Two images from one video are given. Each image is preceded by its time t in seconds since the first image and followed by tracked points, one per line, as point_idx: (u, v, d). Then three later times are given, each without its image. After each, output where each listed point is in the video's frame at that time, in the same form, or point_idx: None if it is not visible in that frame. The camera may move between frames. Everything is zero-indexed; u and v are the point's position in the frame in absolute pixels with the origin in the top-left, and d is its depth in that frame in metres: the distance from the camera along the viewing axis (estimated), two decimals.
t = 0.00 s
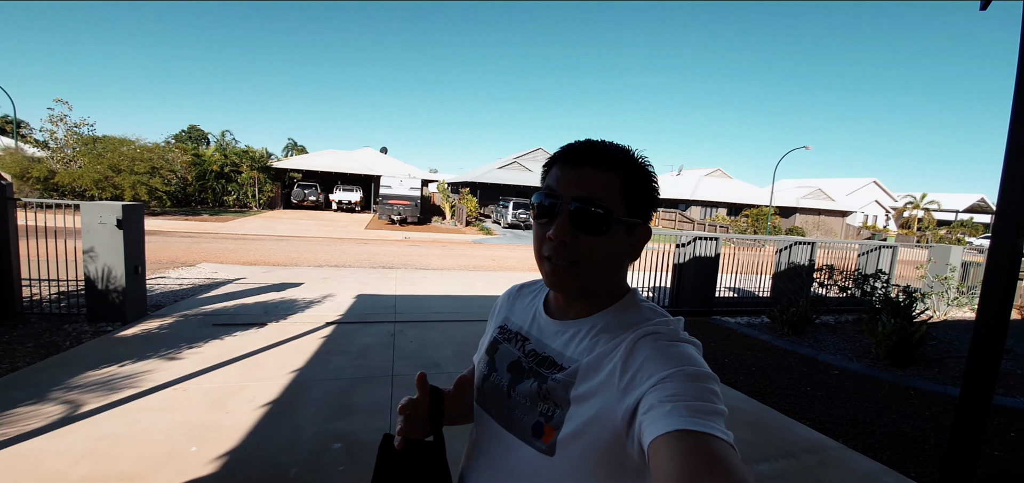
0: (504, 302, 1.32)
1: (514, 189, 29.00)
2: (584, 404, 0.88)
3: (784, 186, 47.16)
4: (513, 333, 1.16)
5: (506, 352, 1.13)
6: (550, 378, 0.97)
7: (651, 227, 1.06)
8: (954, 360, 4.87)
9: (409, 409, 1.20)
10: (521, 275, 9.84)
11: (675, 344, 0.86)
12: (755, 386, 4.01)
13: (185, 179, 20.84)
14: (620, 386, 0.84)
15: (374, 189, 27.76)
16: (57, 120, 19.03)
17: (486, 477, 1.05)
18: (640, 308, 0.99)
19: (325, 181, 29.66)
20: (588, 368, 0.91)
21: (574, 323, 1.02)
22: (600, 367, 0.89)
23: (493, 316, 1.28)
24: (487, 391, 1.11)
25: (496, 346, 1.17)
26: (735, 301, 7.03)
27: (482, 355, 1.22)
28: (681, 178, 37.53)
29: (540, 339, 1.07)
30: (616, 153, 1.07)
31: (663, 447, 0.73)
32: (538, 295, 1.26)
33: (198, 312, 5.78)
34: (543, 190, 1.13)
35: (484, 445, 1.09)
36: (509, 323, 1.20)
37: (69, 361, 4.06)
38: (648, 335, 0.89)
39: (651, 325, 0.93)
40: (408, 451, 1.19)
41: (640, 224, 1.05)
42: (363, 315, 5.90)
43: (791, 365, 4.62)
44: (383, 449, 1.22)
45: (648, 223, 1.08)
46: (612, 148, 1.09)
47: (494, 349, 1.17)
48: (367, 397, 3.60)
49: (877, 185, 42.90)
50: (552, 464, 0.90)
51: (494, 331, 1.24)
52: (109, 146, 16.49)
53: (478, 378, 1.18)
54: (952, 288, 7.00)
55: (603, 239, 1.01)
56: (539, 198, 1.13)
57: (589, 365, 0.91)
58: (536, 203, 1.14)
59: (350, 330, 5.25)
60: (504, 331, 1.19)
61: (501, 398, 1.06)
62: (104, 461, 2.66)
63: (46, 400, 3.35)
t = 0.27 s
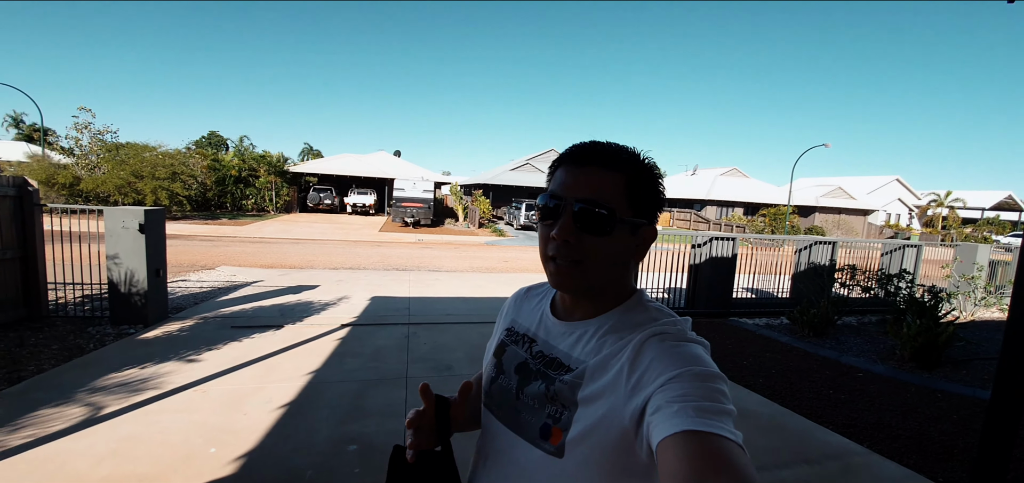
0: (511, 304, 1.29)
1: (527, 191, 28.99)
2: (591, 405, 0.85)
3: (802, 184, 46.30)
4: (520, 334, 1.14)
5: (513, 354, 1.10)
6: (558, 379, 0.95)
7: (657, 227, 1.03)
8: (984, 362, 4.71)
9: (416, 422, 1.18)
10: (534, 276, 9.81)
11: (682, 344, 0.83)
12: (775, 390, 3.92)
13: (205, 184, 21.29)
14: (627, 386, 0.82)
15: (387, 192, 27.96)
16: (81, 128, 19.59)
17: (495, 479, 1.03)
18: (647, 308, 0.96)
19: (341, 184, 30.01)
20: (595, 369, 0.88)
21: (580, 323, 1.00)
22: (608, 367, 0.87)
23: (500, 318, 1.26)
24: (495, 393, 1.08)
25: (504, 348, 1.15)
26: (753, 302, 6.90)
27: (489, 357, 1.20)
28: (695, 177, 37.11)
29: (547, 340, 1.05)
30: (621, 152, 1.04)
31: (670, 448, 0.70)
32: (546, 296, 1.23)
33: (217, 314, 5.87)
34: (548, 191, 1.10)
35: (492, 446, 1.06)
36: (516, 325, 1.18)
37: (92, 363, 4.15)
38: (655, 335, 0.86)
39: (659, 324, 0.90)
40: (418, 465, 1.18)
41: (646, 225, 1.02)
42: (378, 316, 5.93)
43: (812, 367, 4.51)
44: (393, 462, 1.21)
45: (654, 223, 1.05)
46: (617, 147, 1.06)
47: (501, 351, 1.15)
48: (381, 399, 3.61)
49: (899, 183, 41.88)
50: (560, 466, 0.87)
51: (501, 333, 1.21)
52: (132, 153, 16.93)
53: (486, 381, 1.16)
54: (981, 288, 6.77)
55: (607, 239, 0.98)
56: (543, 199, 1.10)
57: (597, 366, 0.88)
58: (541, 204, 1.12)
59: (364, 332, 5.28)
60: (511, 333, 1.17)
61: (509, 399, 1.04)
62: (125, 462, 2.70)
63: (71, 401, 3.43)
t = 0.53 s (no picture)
0: (512, 306, 1.29)
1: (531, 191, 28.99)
2: (593, 406, 0.85)
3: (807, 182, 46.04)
4: (522, 336, 1.13)
5: (515, 356, 1.10)
6: (560, 380, 0.94)
7: (658, 227, 1.01)
8: (994, 360, 4.66)
9: None
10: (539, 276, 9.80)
11: (683, 344, 0.83)
12: (782, 389, 3.89)
13: (211, 186, 21.42)
14: (629, 387, 0.81)
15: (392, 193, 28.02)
16: (88, 131, 19.76)
17: None
18: (647, 309, 0.95)
19: (345, 185, 30.12)
20: (596, 370, 0.88)
21: (582, 324, 0.99)
22: (609, 368, 0.86)
23: (501, 321, 1.26)
24: (497, 395, 1.08)
25: (505, 350, 1.14)
26: (759, 301, 6.86)
27: (491, 359, 1.20)
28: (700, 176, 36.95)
29: (549, 341, 1.04)
30: (622, 152, 1.03)
31: (672, 449, 0.69)
32: (546, 297, 1.23)
33: (224, 315, 5.90)
34: (549, 190, 1.11)
35: (495, 449, 1.06)
36: (517, 327, 1.17)
37: (101, 364, 4.18)
38: (656, 335, 0.85)
39: (661, 324, 0.89)
40: None
41: (646, 225, 1.00)
42: (383, 317, 5.94)
43: (820, 366, 4.48)
44: None
45: (656, 223, 1.03)
46: (618, 148, 1.06)
47: (503, 353, 1.14)
48: (386, 400, 3.61)
49: (906, 180, 41.56)
50: (564, 467, 0.87)
51: (503, 335, 1.21)
52: (138, 155, 17.06)
53: (488, 383, 1.15)
54: (990, 285, 6.70)
55: (603, 237, 0.97)
56: (544, 198, 1.11)
57: (598, 367, 0.88)
58: (543, 203, 1.12)
59: (370, 333, 5.29)
60: (512, 334, 1.16)
61: (511, 401, 1.04)
62: (133, 462, 2.72)
63: (80, 402, 3.45)
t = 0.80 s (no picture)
0: (514, 305, 1.29)
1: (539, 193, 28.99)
2: (594, 405, 0.85)
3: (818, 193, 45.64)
4: (523, 334, 1.14)
5: (516, 354, 1.10)
6: (561, 379, 0.95)
7: (662, 231, 1.01)
8: (1003, 380, 4.59)
9: None
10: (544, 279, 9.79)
11: (685, 344, 0.83)
12: (786, 401, 3.86)
13: (222, 179, 21.65)
14: (629, 386, 0.81)
15: (400, 191, 28.13)
16: (103, 120, 20.00)
17: None
18: (650, 308, 0.95)
19: (354, 182, 30.30)
20: (598, 370, 0.88)
21: (583, 323, 1.00)
22: (610, 367, 0.86)
23: (503, 319, 1.27)
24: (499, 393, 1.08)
25: (507, 348, 1.15)
26: (766, 311, 6.82)
27: (492, 358, 1.20)
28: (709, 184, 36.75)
29: (550, 339, 1.05)
30: (629, 154, 1.03)
31: (673, 449, 0.70)
32: (548, 295, 1.23)
33: (231, 307, 5.96)
34: (556, 189, 1.12)
35: (495, 447, 1.07)
36: (519, 325, 1.18)
37: (110, 351, 4.24)
38: (658, 334, 0.85)
39: (663, 324, 0.89)
40: None
41: (649, 228, 1.00)
42: (387, 314, 5.97)
43: (825, 380, 4.44)
44: None
45: (660, 226, 1.03)
46: (625, 149, 1.07)
47: (504, 352, 1.15)
48: (389, 396, 3.62)
49: (919, 194, 41.08)
50: (563, 466, 0.87)
51: (504, 334, 1.21)
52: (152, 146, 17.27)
53: (490, 381, 1.16)
54: (1001, 304, 6.61)
55: (606, 238, 0.97)
56: (550, 197, 1.12)
57: (600, 367, 0.88)
58: (549, 203, 1.13)
59: (374, 330, 5.32)
60: (514, 333, 1.17)
61: (513, 400, 1.04)
62: (138, 449, 2.75)
63: (88, 387, 3.50)
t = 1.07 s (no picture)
0: (512, 308, 1.29)
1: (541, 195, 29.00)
2: (594, 407, 0.85)
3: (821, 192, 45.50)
4: (522, 337, 1.14)
5: (515, 357, 1.10)
6: (560, 381, 0.95)
7: (659, 230, 1.01)
8: (1010, 378, 4.56)
9: None
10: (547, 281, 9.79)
11: (683, 344, 0.83)
12: (791, 401, 3.85)
13: (225, 185, 21.75)
14: (629, 387, 0.81)
15: (402, 194, 28.17)
16: (107, 128, 20.14)
17: None
18: (648, 309, 0.95)
19: (357, 187, 30.39)
20: (597, 371, 0.88)
21: (582, 325, 1.00)
22: (610, 369, 0.86)
23: (502, 322, 1.27)
24: (499, 396, 1.08)
25: (506, 351, 1.15)
26: (770, 312, 6.79)
27: (491, 360, 1.20)
28: (711, 184, 36.67)
29: (549, 342, 1.05)
30: (624, 156, 1.04)
31: (673, 449, 0.70)
32: (547, 297, 1.23)
33: (235, 311, 5.98)
34: (552, 193, 1.12)
35: (495, 451, 1.07)
36: (517, 328, 1.18)
37: (115, 356, 4.26)
38: (657, 335, 0.85)
39: (662, 324, 0.89)
40: None
41: (646, 228, 1.00)
42: (390, 317, 5.98)
43: (830, 379, 4.42)
44: None
45: (656, 226, 1.03)
46: (619, 151, 1.07)
47: (503, 354, 1.15)
48: (393, 399, 3.63)
49: (923, 192, 40.91)
50: (564, 468, 0.87)
51: (503, 336, 1.22)
52: (156, 153, 17.37)
53: (489, 384, 1.16)
54: (1007, 302, 6.57)
55: (604, 239, 0.97)
56: (547, 201, 1.12)
57: (599, 368, 0.88)
58: (546, 205, 1.13)
59: (378, 333, 5.32)
60: (512, 335, 1.17)
61: (512, 403, 1.04)
62: (144, 453, 2.76)
63: (93, 392, 3.51)
